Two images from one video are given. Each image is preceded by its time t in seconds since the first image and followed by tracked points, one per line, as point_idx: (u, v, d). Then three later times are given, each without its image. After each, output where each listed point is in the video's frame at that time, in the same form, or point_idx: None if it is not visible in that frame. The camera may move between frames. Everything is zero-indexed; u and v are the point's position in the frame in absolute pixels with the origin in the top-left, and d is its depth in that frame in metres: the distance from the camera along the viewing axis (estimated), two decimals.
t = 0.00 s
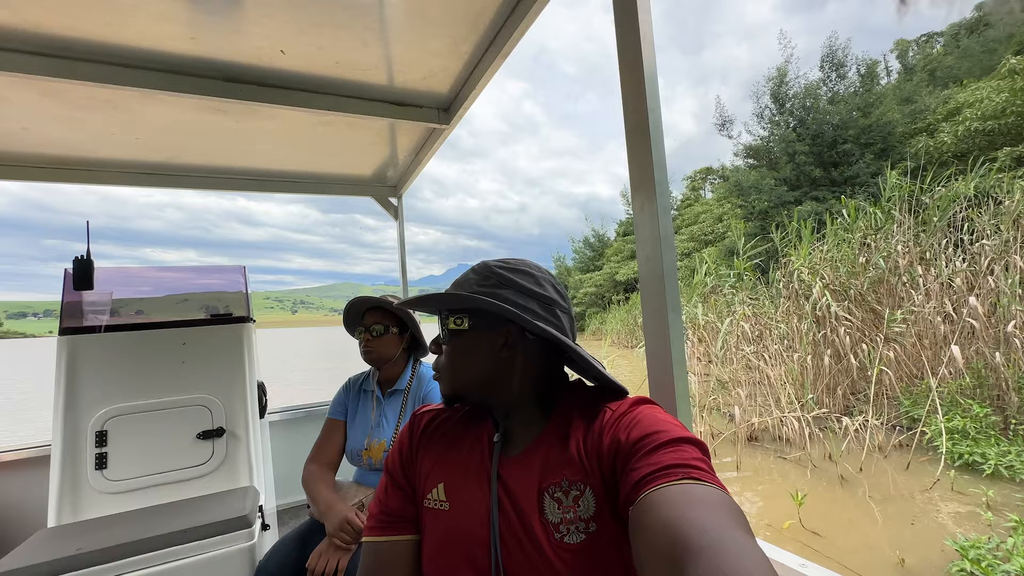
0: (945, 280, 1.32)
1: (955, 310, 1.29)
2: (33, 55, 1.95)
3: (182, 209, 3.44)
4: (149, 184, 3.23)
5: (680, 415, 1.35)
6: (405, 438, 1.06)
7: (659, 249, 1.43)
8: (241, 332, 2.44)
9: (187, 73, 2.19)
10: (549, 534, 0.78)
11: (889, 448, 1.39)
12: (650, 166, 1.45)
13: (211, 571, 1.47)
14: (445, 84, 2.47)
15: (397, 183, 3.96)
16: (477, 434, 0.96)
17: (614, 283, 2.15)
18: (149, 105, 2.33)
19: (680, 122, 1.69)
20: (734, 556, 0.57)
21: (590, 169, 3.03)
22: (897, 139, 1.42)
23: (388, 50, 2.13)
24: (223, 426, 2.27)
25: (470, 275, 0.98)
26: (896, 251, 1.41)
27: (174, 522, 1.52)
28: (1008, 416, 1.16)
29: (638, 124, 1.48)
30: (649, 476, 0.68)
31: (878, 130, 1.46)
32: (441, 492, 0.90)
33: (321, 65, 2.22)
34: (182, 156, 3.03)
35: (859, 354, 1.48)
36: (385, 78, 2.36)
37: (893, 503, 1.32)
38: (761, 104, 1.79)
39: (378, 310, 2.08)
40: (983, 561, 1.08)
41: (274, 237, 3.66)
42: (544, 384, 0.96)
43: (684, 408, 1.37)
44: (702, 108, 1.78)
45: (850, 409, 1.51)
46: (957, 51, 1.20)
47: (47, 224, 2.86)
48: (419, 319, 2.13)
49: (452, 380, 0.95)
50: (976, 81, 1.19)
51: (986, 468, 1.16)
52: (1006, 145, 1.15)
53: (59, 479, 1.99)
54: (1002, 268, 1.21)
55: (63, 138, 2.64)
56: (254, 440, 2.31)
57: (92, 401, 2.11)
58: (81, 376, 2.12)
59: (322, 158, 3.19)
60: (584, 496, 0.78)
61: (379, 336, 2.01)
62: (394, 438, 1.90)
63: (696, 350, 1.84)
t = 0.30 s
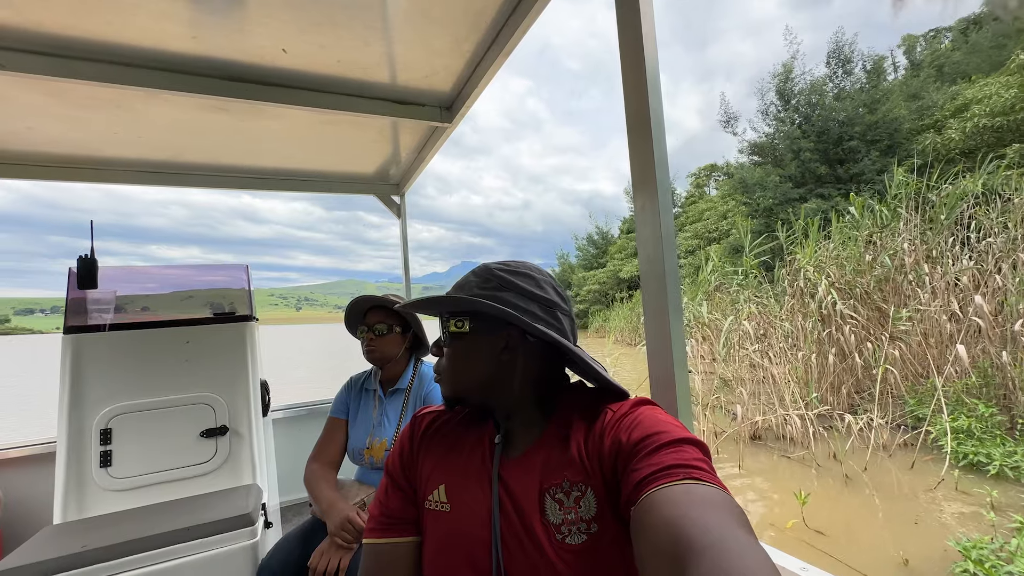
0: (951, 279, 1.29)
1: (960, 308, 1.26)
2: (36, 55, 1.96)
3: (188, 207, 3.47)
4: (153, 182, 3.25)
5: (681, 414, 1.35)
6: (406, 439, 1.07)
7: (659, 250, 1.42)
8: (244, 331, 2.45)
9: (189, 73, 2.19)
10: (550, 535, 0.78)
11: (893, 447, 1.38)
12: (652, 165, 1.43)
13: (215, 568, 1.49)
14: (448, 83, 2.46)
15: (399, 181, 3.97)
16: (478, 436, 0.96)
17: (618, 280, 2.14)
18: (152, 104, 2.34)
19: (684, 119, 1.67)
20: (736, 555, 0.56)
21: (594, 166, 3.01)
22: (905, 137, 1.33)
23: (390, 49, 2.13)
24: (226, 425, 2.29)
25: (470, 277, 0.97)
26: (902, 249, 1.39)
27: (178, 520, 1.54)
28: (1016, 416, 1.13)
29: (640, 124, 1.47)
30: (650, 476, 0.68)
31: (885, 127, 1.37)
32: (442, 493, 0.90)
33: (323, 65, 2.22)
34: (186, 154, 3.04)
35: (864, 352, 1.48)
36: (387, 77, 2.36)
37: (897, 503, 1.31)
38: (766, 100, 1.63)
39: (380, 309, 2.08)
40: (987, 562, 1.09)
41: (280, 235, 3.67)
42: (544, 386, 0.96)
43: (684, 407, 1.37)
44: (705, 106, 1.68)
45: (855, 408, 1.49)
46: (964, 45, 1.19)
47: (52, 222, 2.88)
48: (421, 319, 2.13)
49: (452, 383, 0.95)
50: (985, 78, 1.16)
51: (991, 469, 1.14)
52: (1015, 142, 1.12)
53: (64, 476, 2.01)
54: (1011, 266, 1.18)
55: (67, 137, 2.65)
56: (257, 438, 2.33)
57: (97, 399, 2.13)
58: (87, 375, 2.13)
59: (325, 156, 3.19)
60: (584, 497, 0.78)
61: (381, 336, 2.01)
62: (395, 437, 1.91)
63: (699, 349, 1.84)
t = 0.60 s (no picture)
0: (956, 277, 1.29)
1: (963, 306, 1.27)
2: (39, 54, 1.96)
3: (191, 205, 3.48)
4: (156, 181, 3.25)
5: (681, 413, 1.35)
6: (405, 439, 1.07)
7: (660, 250, 1.41)
8: (246, 329, 2.46)
9: (191, 71, 2.19)
10: (550, 534, 0.78)
11: (896, 446, 1.37)
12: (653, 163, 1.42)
13: (217, 566, 1.49)
14: (449, 81, 2.46)
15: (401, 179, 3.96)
16: (478, 435, 0.96)
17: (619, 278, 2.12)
18: (154, 102, 2.34)
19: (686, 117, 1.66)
20: (737, 555, 0.56)
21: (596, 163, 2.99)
22: (910, 135, 1.31)
23: (392, 47, 2.13)
24: (228, 422, 2.30)
25: (471, 276, 0.97)
26: (906, 247, 1.39)
27: (181, 517, 1.54)
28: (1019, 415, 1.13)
29: (642, 122, 1.46)
30: (651, 475, 0.68)
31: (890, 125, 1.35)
32: (442, 493, 0.90)
33: (325, 63, 2.22)
34: (188, 153, 3.04)
35: (868, 352, 1.47)
36: (389, 74, 2.36)
37: (902, 502, 1.31)
38: (770, 97, 1.58)
39: (382, 308, 2.08)
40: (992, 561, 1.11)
41: (282, 233, 3.68)
42: (544, 386, 0.95)
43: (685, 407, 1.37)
44: (709, 104, 1.69)
45: (858, 407, 1.48)
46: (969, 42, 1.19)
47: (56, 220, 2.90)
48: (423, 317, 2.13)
49: (452, 382, 0.95)
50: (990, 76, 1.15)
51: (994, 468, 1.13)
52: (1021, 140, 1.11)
53: (68, 473, 2.02)
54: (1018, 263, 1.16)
55: (70, 136, 2.66)
56: (259, 436, 2.34)
57: (101, 397, 2.14)
58: (90, 372, 2.14)
59: (327, 154, 3.19)
60: (584, 496, 0.78)
61: (384, 334, 2.02)
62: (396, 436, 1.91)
63: (701, 349, 1.81)
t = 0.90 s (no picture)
0: (959, 277, 1.28)
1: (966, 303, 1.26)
2: (40, 52, 1.96)
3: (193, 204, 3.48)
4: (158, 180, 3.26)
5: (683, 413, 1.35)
6: (406, 440, 1.06)
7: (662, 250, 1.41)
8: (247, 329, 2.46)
9: (193, 70, 2.19)
10: (552, 535, 0.78)
11: (898, 446, 1.37)
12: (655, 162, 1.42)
13: (219, 565, 1.49)
14: (451, 80, 2.46)
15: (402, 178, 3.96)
16: (479, 436, 0.96)
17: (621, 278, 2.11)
18: (156, 101, 2.34)
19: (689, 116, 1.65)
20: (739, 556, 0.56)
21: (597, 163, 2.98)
22: (913, 134, 1.30)
23: (393, 46, 2.12)
24: (230, 422, 2.31)
25: (474, 275, 0.97)
26: (909, 246, 1.37)
27: (182, 516, 1.54)
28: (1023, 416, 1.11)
29: (643, 120, 1.45)
30: (653, 476, 0.67)
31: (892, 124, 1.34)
32: (444, 494, 0.90)
33: (327, 62, 2.22)
34: (190, 152, 3.04)
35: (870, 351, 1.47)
36: (390, 73, 2.35)
37: (905, 504, 1.31)
38: (772, 96, 1.58)
39: (384, 307, 2.08)
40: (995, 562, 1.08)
41: (284, 232, 3.69)
42: (546, 386, 0.95)
43: (687, 407, 1.37)
44: (711, 103, 1.65)
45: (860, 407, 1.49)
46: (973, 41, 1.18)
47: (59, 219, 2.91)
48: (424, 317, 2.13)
49: (453, 382, 0.95)
50: (995, 74, 1.14)
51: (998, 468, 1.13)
52: None
53: (70, 472, 2.03)
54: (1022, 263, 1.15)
55: (72, 135, 2.66)
56: (260, 435, 2.34)
57: (102, 395, 2.14)
58: (92, 371, 2.14)
59: (328, 153, 3.19)
60: (586, 497, 0.78)
61: (385, 333, 2.02)
62: (398, 435, 1.91)
63: (704, 348, 1.82)
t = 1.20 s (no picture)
0: (959, 277, 1.26)
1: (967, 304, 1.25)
2: (41, 52, 1.96)
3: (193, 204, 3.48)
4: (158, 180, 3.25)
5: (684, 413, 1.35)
6: (406, 441, 1.06)
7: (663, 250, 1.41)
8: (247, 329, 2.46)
9: (193, 69, 2.19)
10: (553, 536, 0.77)
11: (898, 447, 1.38)
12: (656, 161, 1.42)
13: (218, 565, 1.49)
14: (451, 80, 2.45)
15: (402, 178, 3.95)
16: (479, 437, 0.96)
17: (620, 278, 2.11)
18: (157, 101, 2.34)
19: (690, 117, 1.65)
20: (740, 556, 0.56)
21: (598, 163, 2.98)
22: (913, 134, 1.31)
23: (393, 46, 2.12)
24: (229, 422, 2.30)
25: (475, 275, 0.97)
26: (910, 247, 1.36)
27: (181, 517, 1.54)
28: None
29: (645, 120, 1.46)
30: (655, 477, 0.67)
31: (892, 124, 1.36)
32: (444, 495, 0.90)
33: (327, 61, 2.22)
34: (190, 152, 3.04)
35: (872, 352, 1.47)
36: (391, 73, 2.35)
37: (905, 504, 1.31)
38: (772, 96, 1.64)
39: (384, 307, 2.08)
40: (994, 564, 1.06)
41: (284, 232, 3.69)
42: (548, 386, 0.95)
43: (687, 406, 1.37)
44: (712, 102, 1.65)
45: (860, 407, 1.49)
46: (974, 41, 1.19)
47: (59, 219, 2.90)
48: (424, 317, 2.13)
49: (453, 383, 0.95)
50: (994, 73, 1.13)
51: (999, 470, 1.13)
52: None
53: (69, 471, 2.02)
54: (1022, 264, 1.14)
55: (73, 134, 2.66)
56: (260, 435, 2.34)
57: (102, 395, 2.14)
58: (91, 371, 2.14)
59: (328, 153, 3.19)
60: (587, 498, 0.77)
61: (385, 333, 2.02)
62: (398, 436, 1.91)
63: (704, 347, 1.83)
